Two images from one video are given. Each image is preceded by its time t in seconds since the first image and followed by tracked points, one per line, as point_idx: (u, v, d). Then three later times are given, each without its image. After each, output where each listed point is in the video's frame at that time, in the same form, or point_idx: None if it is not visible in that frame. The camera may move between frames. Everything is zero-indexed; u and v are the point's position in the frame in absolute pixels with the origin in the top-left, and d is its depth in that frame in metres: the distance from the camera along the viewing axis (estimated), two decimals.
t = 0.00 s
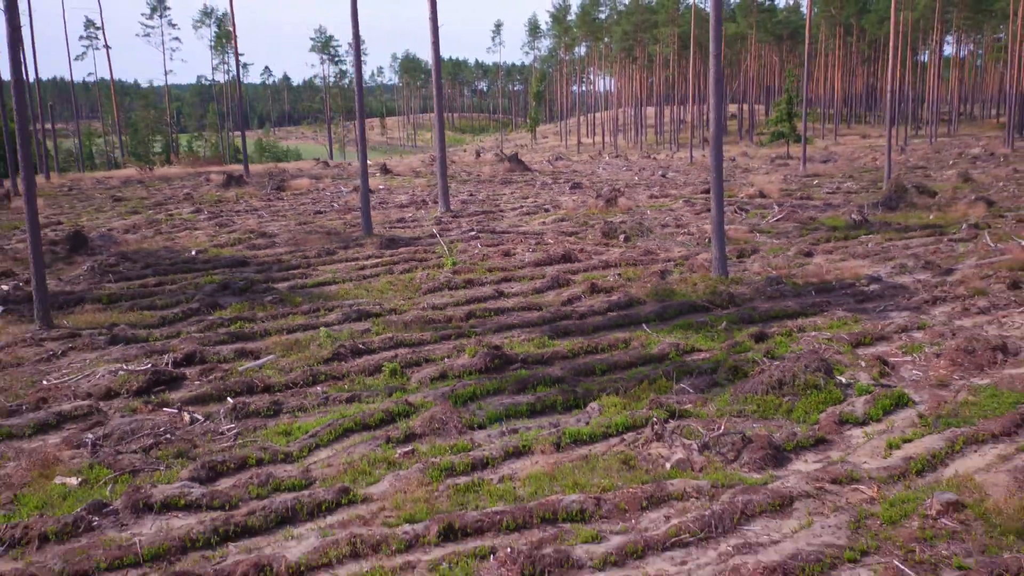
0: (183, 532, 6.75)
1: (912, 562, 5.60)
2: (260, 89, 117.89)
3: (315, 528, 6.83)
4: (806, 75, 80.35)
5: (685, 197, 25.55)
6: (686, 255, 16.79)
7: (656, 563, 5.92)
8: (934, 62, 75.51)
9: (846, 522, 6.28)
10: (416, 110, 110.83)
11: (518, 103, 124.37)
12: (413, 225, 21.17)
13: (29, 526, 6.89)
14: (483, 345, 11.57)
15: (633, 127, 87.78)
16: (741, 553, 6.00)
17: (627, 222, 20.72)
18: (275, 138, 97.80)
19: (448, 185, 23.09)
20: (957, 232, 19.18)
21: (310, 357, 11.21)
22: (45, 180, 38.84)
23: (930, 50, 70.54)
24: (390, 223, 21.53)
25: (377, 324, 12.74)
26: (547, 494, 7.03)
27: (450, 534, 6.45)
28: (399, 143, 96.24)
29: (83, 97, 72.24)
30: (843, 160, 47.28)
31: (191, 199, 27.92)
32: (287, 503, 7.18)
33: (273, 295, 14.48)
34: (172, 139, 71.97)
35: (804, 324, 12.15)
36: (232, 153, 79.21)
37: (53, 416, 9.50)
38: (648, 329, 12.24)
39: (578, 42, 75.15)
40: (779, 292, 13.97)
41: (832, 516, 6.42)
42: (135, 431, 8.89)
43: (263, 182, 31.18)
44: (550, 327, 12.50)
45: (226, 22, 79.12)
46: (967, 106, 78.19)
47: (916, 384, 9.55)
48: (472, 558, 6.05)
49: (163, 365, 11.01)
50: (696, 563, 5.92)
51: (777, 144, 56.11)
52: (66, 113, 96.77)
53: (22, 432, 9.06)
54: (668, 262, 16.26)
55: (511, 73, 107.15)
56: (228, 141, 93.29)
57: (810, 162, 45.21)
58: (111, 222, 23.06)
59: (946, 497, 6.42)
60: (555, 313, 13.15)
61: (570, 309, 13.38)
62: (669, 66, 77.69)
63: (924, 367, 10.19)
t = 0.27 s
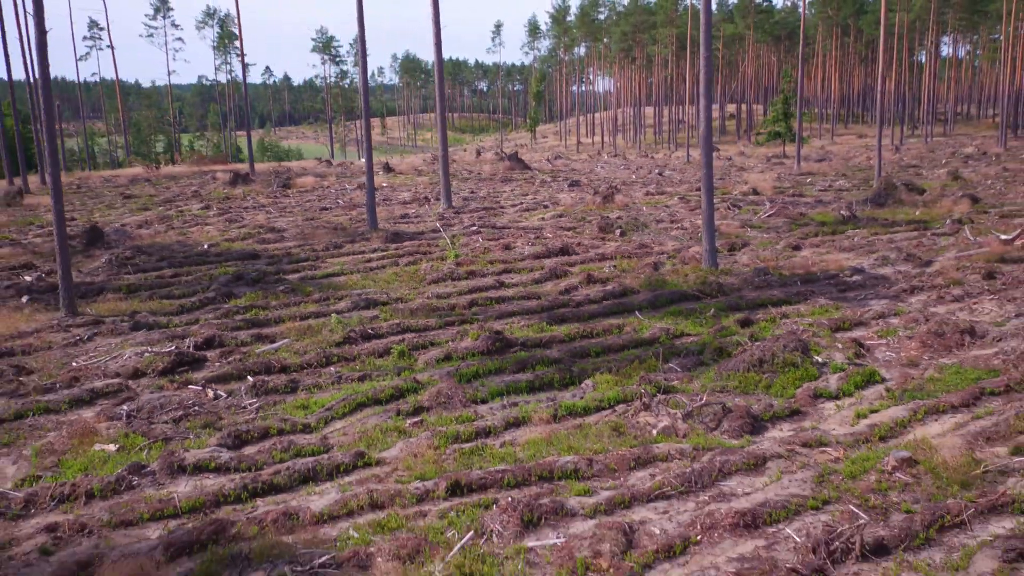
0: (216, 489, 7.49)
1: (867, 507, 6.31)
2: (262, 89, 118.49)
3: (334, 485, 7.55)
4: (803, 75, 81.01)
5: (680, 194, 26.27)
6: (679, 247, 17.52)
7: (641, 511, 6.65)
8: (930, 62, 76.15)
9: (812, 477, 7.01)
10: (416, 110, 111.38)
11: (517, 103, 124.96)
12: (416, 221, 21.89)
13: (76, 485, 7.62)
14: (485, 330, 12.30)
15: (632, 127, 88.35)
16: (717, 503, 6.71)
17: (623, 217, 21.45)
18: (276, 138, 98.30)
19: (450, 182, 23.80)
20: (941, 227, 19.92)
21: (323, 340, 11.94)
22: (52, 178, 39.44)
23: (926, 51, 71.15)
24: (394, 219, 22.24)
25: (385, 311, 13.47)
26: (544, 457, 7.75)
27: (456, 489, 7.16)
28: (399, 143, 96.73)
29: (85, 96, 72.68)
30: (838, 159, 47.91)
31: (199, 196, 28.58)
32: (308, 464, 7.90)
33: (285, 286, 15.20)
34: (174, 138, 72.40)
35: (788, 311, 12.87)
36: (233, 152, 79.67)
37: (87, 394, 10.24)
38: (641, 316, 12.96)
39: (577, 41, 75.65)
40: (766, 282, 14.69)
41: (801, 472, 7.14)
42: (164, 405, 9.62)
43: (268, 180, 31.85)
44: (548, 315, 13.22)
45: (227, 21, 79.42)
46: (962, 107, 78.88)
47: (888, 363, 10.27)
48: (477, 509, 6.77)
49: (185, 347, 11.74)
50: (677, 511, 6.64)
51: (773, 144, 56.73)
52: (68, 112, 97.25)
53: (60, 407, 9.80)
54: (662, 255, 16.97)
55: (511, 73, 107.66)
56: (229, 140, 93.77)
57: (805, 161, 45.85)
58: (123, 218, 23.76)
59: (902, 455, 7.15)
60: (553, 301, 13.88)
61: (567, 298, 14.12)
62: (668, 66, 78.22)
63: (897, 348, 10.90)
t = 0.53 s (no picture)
0: (248, 446, 8.34)
1: (823, 454, 7.20)
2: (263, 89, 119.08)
3: (354, 443, 8.42)
4: (800, 75, 81.83)
5: (675, 191, 27.15)
6: (671, 240, 18.40)
7: (627, 461, 7.52)
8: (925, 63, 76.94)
9: (779, 434, 7.88)
10: (416, 110, 112.06)
11: (517, 103, 125.68)
12: (420, 216, 22.77)
13: (122, 444, 8.48)
14: (487, 314, 13.17)
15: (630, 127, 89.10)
16: (694, 454, 7.59)
17: (618, 212, 22.33)
18: (278, 138, 99.00)
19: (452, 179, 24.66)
20: (922, 221, 20.81)
21: (336, 323, 12.82)
22: (61, 177, 40.19)
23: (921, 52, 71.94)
24: (398, 214, 23.12)
25: (393, 297, 14.37)
26: (541, 419, 8.64)
27: (463, 446, 8.00)
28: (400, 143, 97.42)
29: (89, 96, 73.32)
30: (832, 158, 48.74)
31: (207, 194, 29.40)
32: (329, 426, 8.76)
33: (297, 275, 16.08)
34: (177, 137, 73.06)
35: (770, 296, 13.78)
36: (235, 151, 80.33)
37: (121, 371, 11.13)
38: (633, 302, 13.84)
39: (576, 42, 76.37)
40: (752, 271, 15.58)
41: (770, 430, 8.01)
42: (194, 378, 10.49)
43: (274, 178, 32.67)
44: (546, 301, 14.11)
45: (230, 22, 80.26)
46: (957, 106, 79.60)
47: (859, 342, 11.16)
48: (482, 460, 7.65)
49: (209, 329, 12.62)
50: (659, 461, 7.51)
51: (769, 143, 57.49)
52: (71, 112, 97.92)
53: (98, 381, 10.68)
54: (654, 246, 17.85)
55: (510, 74, 108.35)
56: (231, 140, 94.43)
57: (799, 160, 46.66)
58: (136, 213, 24.60)
59: (858, 415, 8.05)
60: (551, 289, 14.76)
61: (564, 286, 15.00)
62: (666, 66, 78.96)
63: (868, 328, 11.80)
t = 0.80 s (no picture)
0: (270, 416, 9.08)
1: (795, 419, 7.95)
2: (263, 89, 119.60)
3: (367, 414, 9.16)
4: (797, 76, 82.47)
5: (671, 189, 27.85)
6: (665, 234, 19.14)
7: (617, 427, 8.27)
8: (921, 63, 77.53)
9: (756, 404, 8.63)
10: (416, 110, 112.53)
11: (516, 103, 126.10)
12: (423, 212, 23.50)
13: (154, 416, 9.21)
14: (488, 302, 13.91)
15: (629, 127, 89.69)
16: (678, 422, 8.32)
17: (615, 208, 23.07)
18: (279, 138, 99.55)
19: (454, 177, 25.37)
20: (908, 217, 21.55)
21: (346, 311, 13.55)
22: (68, 175, 40.79)
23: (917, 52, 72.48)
24: (402, 210, 23.84)
25: (399, 287, 15.12)
26: (539, 393, 9.39)
27: (467, 415, 8.74)
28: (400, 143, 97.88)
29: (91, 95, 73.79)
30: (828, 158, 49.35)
31: (214, 191, 30.07)
32: (344, 400, 9.50)
33: (307, 267, 16.82)
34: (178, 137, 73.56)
35: (757, 285, 14.54)
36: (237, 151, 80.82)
37: (146, 354, 11.87)
38: (627, 291, 14.57)
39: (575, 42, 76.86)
40: (741, 263, 16.33)
41: (749, 402, 8.76)
42: (216, 359, 11.23)
43: (279, 176, 33.32)
44: (545, 291, 14.85)
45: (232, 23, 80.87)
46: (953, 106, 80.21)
47: (838, 326, 11.91)
48: (486, 427, 8.40)
49: (226, 316, 13.36)
50: (646, 428, 8.24)
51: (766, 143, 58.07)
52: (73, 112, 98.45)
53: (125, 362, 11.41)
54: (649, 240, 18.59)
55: (510, 74, 108.78)
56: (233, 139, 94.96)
57: (795, 159, 47.28)
58: (147, 210, 25.31)
59: (829, 387, 8.80)
60: (549, 279, 15.51)
61: (562, 277, 15.74)
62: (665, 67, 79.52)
63: (847, 314, 12.55)
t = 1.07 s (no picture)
0: (287, 395, 9.70)
1: (776, 395, 8.56)
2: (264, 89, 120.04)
3: (378, 393, 9.77)
4: (795, 76, 82.99)
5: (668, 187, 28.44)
6: (661, 230, 19.76)
7: (612, 404, 8.88)
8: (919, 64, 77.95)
9: (741, 383, 9.25)
10: (416, 110, 112.97)
11: (516, 103, 126.63)
12: (426, 209, 24.10)
13: (178, 395, 9.83)
14: (490, 293, 14.52)
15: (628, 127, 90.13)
16: (668, 398, 8.95)
17: (613, 205, 23.69)
18: (279, 138, 99.97)
19: (456, 175, 25.98)
20: (897, 214, 22.19)
21: (354, 302, 14.16)
22: (74, 174, 41.31)
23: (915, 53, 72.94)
24: (405, 208, 24.45)
25: (404, 280, 15.73)
26: (539, 375, 10.00)
27: (471, 394, 9.36)
28: (400, 143, 98.27)
29: (93, 96, 74.22)
30: (824, 157, 49.91)
31: (220, 190, 30.63)
32: (355, 381, 10.09)
33: (315, 261, 17.44)
34: (180, 137, 73.94)
35: (748, 277, 15.16)
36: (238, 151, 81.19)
37: (166, 342, 12.48)
38: (623, 283, 15.19)
39: (575, 44, 77.31)
40: (734, 257, 16.95)
41: (734, 381, 9.38)
42: (233, 345, 11.86)
43: (283, 175, 33.92)
44: (544, 283, 15.47)
45: (234, 24, 81.38)
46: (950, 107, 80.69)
47: (823, 315, 12.51)
48: (489, 404, 9.03)
49: (239, 307, 13.97)
50: (638, 404, 8.86)
51: (764, 143, 58.55)
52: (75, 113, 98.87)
53: (147, 348, 12.02)
54: (645, 236, 19.21)
55: (510, 74, 109.36)
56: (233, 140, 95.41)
57: (791, 158, 47.82)
58: (156, 208, 25.88)
59: (809, 368, 9.42)
60: (548, 273, 16.13)
61: (561, 270, 16.36)
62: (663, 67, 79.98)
63: (832, 304, 13.17)
